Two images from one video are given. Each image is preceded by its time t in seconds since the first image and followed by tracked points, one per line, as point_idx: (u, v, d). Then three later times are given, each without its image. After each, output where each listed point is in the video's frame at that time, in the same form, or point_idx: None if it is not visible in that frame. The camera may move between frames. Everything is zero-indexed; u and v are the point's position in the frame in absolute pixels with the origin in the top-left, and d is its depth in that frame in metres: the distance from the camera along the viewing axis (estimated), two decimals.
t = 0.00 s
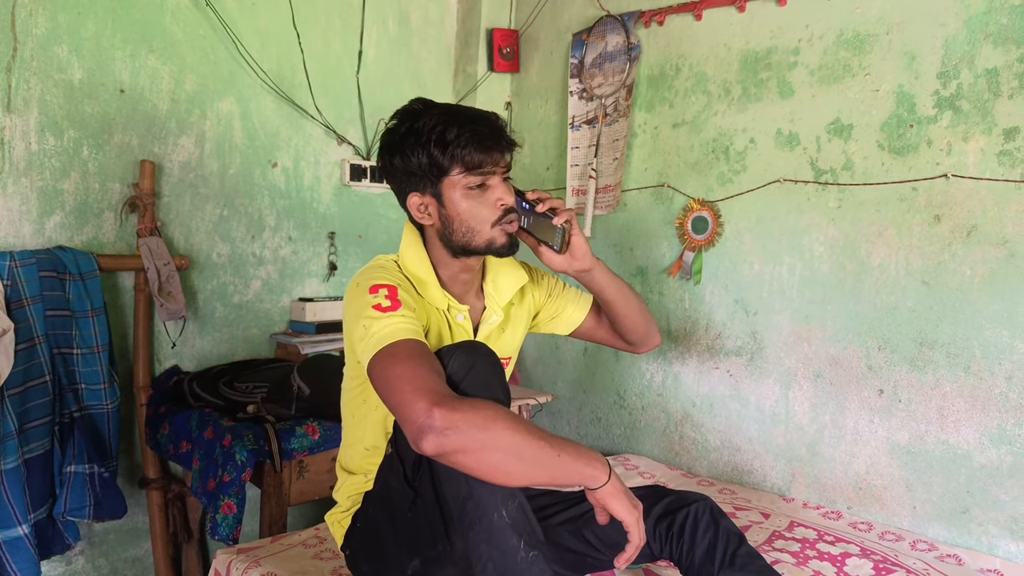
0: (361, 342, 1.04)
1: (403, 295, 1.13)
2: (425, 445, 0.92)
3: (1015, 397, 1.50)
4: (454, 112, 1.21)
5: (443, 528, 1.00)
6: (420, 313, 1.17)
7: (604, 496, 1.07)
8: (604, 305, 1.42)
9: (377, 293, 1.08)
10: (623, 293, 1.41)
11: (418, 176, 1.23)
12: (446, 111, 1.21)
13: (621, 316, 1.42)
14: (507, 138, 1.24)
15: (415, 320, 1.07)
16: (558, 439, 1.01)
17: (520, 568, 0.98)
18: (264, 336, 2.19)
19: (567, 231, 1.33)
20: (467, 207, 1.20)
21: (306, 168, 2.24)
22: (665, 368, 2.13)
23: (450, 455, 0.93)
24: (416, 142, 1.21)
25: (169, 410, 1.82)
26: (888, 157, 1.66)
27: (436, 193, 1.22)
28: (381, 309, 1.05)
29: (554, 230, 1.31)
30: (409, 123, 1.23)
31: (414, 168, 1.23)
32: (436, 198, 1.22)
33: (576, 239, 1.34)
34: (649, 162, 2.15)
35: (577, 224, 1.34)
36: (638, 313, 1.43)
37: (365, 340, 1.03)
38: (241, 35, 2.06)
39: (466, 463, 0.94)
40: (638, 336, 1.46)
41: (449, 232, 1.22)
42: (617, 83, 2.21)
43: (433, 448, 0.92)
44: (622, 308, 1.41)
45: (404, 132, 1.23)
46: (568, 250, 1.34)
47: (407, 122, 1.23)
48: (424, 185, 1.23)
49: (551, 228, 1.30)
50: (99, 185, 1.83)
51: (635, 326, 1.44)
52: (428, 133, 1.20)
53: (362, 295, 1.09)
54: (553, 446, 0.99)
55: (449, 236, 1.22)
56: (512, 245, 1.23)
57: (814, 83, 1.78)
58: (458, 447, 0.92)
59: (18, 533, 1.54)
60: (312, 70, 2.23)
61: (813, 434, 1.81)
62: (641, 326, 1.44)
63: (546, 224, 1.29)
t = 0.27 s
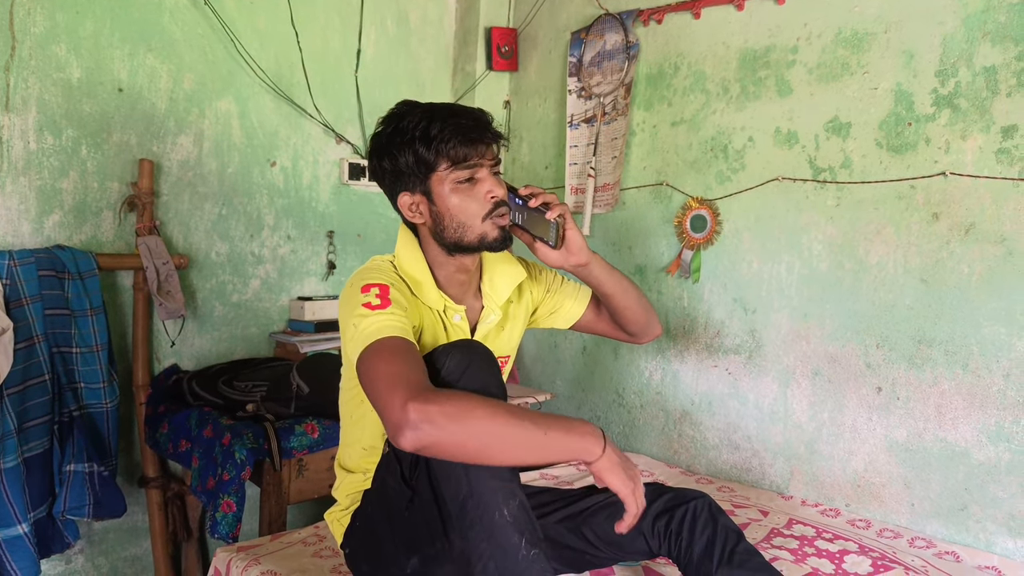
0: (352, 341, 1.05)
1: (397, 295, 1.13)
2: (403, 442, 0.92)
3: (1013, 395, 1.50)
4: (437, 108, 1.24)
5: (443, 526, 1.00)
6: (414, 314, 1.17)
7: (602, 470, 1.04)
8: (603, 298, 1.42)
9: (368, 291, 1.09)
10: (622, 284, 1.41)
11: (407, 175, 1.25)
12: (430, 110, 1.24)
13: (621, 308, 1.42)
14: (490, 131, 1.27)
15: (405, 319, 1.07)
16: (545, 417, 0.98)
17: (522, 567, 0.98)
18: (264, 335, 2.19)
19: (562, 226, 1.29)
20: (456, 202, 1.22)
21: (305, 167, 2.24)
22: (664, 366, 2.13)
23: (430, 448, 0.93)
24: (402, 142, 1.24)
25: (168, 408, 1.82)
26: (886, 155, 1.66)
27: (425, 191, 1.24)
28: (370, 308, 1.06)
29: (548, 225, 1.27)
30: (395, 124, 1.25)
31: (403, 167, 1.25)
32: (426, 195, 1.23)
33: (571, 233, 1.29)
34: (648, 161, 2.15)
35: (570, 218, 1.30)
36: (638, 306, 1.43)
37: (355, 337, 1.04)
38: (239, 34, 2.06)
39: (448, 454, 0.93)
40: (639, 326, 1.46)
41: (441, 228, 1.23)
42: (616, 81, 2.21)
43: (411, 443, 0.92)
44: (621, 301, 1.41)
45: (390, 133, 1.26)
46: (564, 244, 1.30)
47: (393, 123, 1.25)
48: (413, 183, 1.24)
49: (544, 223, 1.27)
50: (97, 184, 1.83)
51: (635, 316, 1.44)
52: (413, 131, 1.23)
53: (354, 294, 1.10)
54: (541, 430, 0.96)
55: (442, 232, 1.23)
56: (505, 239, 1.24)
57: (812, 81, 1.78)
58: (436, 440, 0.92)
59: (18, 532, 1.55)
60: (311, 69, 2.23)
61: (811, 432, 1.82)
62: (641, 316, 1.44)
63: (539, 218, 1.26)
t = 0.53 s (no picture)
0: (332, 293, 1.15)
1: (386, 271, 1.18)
2: (358, 339, 0.98)
3: (1012, 392, 1.51)
4: (436, 105, 1.23)
5: (441, 524, 1.00)
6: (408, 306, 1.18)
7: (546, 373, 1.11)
8: (603, 293, 1.42)
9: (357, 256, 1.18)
10: (622, 279, 1.41)
11: (403, 170, 1.24)
12: (429, 105, 1.23)
13: (622, 303, 1.42)
14: (489, 129, 1.27)
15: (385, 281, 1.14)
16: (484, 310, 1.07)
17: (522, 564, 0.98)
18: (263, 334, 2.20)
19: (559, 224, 1.27)
20: (452, 199, 1.20)
21: (304, 166, 2.24)
22: (663, 363, 2.13)
23: (385, 344, 0.99)
24: (399, 136, 1.23)
25: (168, 407, 1.82)
26: (885, 153, 1.67)
27: (421, 186, 1.22)
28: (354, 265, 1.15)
29: (545, 222, 1.26)
30: (392, 119, 1.25)
31: (399, 162, 1.24)
32: (422, 191, 1.22)
33: (569, 231, 1.29)
34: (647, 159, 2.16)
35: (568, 214, 1.29)
36: (639, 300, 1.43)
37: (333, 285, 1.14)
38: (238, 33, 2.06)
39: (401, 347, 0.99)
40: (640, 320, 1.47)
41: (436, 224, 1.22)
42: (615, 79, 2.21)
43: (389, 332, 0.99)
44: (622, 296, 1.42)
45: (388, 128, 1.25)
46: (562, 243, 1.30)
47: (391, 117, 1.25)
48: (409, 178, 1.23)
49: (541, 220, 1.26)
50: (97, 183, 1.83)
51: (635, 311, 1.45)
52: (411, 126, 1.22)
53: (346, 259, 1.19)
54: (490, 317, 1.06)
55: (436, 228, 1.22)
56: (499, 238, 1.23)
57: (811, 79, 1.78)
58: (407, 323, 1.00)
59: (19, 531, 1.55)
60: (311, 67, 2.23)
61: (810, 429, 1.82)
62: (642, 310, 1.45)
63: (537, 216, 1.25)
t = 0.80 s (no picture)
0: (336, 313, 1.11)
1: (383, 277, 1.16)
2: (409, 377, 0.96)
3: (1009, 393, 1.51)
4: (424, 106, 1.23)
5: (437, 525, 1.00)
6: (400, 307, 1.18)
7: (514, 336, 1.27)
8: (598, 286, 1.42)
9: (354, 267, 1.15)
10: (616, 271, 1.41)
11: (394, 172, 1.23)
12: (416, 106, 1.23)
13: (617, 296, 1.43)
14: (477, 128, 1.26)
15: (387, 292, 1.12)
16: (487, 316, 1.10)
17: (518, 565, 0.98)
18: (262, 333, 2.20)
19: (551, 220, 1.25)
20: (444, 200, 1.20)
21: (303, 165, 2.24)
22: (662, 363, 2.14)
23: (436, 376, 0.97)
24: (388, 139, 1.23)
25: (166, 405, 1.82)
26: (884, 154, 1.67)
27: (413, 189, 1.22)
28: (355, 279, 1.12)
29: (537, 219, 1.24)
30: (381, 121, 1.24)
31: (390, 165, 1.23)
32: (413, 193, 1.22)
33: (561, 225, 1.28)
34: (646, 159, 2.16)
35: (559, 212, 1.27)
36: (635, 292, 1.44)
37: (339, 306, 1.10)
38: (238, 31, 2.05)
39: (447, 375, 0.98)
40: (635, 312, 1.47)
41: (429, 225, 1.22)
42: (615, 80, 2.21)
43: (415, 378, 0.96)
44: (617, 289, 1.42)
45: (377, 130, 1.24)
46: (555, 238, 1.30)
47: (379, 120, 1.24)
48: (400, 181, 1.23)
49: (534, 216, 1.23)
50: (96, 181, 1.83)
51: (630, 304, 1.45)
52: (400, 128, 1.21)
53: (341, 270, 1.17)
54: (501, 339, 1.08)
55: (429, 229, 1.22)
56: (493, 235, 1.23)
57: (810, 80, 1.79)
58: (434, 367, 0.96)
59: (16, 529, 1.55)
60: (310, 66, 2.23)
61: (808, 430, 1.82)
62: (637, 303, 1.46)
63: (529, 212, 1.23)
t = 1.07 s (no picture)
0: (335, 317, 1.11)
1: (380, 277, 1.16)
2: (409, 390, 0.95)
3: (1008, 391, 1.51)
4: (416, 104, 1.22)
5: (440, 522, 1.00)
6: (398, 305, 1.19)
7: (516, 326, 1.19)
8: (594, 280, 1.42)
9: (351, 269, 1.15)
10: (611, 264, 1.41)
11: (387, 172, 1.23)
12: (408, 105, 1.22)
13: (614, 289, 1.43)
14: (471, 126, 1.25)
15: (387, 295, 1.12)
16: (487, 313, 1.09)
17: (521, 561, 0.98)
18: (261, 331, 2.20)
19: (545, 216, 1.27)
20: (438, 199, 1.21)
21: (303, 164, 2.24)
22: (661, 362, 2.14)
23: (436, 387, 0.96)
24: (381, 139, 1.22)
25: (166, 404, 1.81)
26: (883, 153, 1.67)
27: (406, 188, 1.23)
28: (353, 283, 1.11)
29: (531, 216, 1.25)
30: (373, 120, 1.24)
31: (383, 165, 1.23)
32: (407, 193, 1.22)
33: (555, 221, 1.28)
34: (646, 158, 2.16)
35: (553, 208, 1.28)
36: (630, 284, 1.44)
37: (339, 310, 1.09)
38: (237, 30, 2.05)
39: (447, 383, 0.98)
40: (631, 304, 1.47)
41: (423, 225, 1.22)
42: (614, 79, 2.21)
43: (415, 391, 0.95)
44: (613, 282, 1.42)
45: (369, 130, 1.24)
46: (550, 234, 1.29)
47: (371, 120, 1.24)
48: (394, 181, 1.23)
49: (528, 213, 1.24)
50: (95, 180, 1.83)
51: (627, 296, 1.45)
52: (392, 128, 1.21)
53: (338, 272, 1.16)
54: (502, 336, 1.07)
55: (424, 229, 1.22)
56: (488, 234, 1.24)
57: (809, 79, 1.79)
58: (434, 379, 0.96)
59: (17, 528, 1.55)
60: (309, 65, 2.23)
61: (806, 428, 1.83)
62: (634, 295, 1.46)
63: (523, 209, 1.24)
